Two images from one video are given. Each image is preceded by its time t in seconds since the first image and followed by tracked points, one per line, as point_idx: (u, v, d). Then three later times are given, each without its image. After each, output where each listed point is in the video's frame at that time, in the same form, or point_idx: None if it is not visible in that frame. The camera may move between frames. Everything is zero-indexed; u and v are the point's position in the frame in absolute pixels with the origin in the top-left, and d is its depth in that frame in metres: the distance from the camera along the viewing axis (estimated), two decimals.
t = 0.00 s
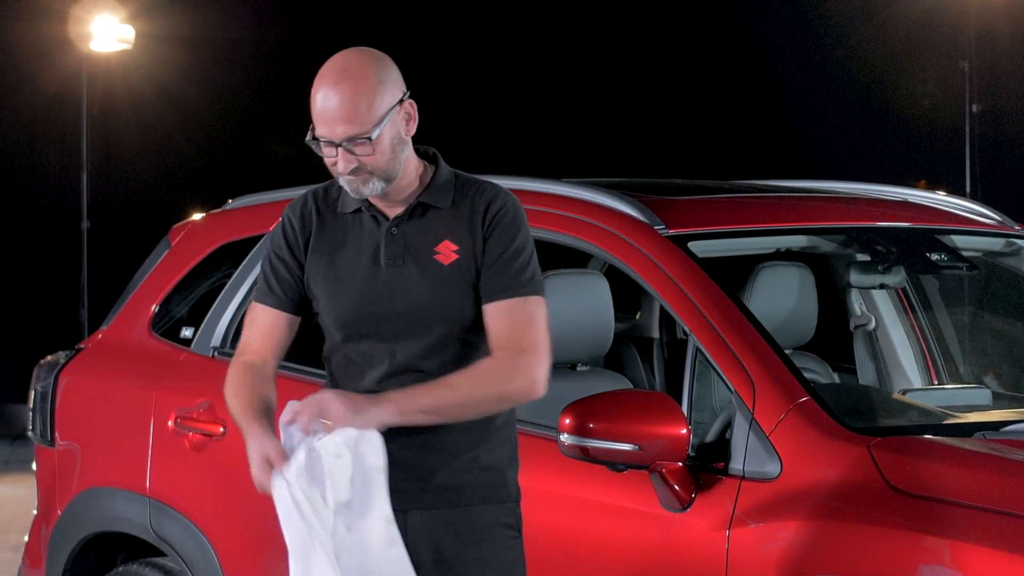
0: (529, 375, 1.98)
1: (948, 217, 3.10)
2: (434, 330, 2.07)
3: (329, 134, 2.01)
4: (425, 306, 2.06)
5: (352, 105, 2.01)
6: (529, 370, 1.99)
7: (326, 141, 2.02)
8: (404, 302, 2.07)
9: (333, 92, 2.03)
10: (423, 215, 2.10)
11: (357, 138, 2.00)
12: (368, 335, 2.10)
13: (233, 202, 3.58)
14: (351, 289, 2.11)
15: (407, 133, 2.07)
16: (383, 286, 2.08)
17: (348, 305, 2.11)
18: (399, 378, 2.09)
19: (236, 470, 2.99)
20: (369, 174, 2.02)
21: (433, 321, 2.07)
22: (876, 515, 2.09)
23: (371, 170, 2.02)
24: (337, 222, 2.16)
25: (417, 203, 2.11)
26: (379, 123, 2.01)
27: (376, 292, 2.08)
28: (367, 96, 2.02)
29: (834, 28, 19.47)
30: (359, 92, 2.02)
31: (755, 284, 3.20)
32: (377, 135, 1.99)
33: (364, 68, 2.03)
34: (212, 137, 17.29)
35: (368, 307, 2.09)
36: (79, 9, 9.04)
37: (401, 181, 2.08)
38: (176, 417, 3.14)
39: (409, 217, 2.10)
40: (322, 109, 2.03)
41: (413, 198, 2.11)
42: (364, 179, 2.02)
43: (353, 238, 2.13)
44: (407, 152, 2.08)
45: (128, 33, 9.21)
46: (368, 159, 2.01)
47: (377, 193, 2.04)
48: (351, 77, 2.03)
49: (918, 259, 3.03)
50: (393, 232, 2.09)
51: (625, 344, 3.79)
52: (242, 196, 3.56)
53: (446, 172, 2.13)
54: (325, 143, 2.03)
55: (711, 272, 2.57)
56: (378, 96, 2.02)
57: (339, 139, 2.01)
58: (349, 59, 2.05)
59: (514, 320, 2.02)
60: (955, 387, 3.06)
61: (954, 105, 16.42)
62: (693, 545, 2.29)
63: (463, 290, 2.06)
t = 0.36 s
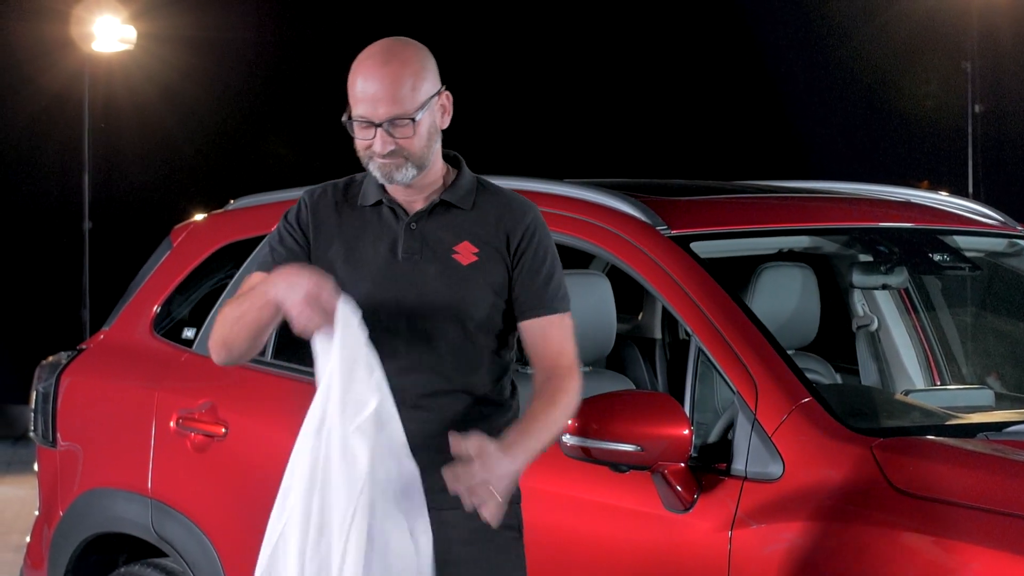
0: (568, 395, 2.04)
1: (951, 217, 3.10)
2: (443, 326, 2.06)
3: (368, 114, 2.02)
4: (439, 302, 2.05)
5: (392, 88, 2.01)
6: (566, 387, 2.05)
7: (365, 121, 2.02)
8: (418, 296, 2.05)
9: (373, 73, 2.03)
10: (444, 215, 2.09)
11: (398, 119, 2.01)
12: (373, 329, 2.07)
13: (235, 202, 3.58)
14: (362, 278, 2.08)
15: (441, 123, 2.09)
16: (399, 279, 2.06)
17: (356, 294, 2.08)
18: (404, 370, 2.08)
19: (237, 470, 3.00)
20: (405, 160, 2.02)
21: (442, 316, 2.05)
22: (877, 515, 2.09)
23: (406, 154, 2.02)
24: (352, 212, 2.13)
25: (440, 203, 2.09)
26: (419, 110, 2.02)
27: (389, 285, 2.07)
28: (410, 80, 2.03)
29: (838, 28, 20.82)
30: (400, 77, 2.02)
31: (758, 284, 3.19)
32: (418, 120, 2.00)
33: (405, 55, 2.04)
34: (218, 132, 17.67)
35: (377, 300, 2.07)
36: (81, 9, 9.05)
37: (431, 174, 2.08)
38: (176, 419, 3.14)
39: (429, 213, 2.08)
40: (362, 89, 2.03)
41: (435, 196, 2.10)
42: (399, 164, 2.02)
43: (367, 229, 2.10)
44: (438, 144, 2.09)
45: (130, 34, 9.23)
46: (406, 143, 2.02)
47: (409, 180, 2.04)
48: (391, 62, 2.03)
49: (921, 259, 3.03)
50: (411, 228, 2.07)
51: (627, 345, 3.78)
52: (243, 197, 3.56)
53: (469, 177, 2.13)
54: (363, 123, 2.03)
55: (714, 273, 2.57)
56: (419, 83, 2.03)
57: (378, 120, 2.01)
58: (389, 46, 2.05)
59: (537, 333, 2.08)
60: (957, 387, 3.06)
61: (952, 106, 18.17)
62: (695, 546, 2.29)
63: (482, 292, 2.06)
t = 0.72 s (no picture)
0: (543, 381, 1.97)
1: (955, 218, 3.10)
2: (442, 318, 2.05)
3: (397, 94, 2.04)
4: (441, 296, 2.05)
5: (422, 71, 2.04)
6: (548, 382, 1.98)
7: (392, 102, 2.04)
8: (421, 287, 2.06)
9: (403, 58, 2.06)
10: (458, 213, 2.10)
11: (425, 101, 2.03)
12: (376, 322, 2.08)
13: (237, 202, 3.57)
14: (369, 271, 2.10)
15: (469, 117, 2.10)
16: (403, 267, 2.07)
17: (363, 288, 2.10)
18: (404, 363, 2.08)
19: (240, 470, 2.99)
20: (428, 142, 2.03)
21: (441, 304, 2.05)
22: (878, 514, 2.09)
23: (429, 137, 2.03)
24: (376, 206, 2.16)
25: (455, 201, 2.10)
26: (447, 94, 2.04)
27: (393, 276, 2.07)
28: (442, 67, 2.05)
29: (842, 28, 20.86)
30: (431, 62, 2.05)
31: (760, 285, 3.19)
32: (445, 102, 2.02)
33: (437, 43, 2.07)
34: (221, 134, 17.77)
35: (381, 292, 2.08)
36: (82, 10, 9.04)
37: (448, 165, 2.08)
38: (180, 419, 3.13)
39: (446, 210, 2.10)
40: (392, 71, 2.06)
41: (454, 195, 2.11)
42: (420, 146, 2.03)
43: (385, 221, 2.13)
44: (461, 139, 2.10)
45: (132, 34, 9.24)
46: (429, 126, 2.03)
47: (428, 166, 2.04)
48: (424, 50, 2.06)
49: (923, 261, 3.02)
50: (429, 222, 2.09)
51: (630, 346, 3.78)
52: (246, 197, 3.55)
53: (490, 181, 2.13)
54: (391, 104, 2.05)
55: (717, 274, 2.56)
56: (449, 69, 2.05)
57: (405, 101, 2.03)
58: (423, 37, 2.09)
59: (529, 335, 2.02)
60: (961, 388, 3.05)
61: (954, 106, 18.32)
62: (697, 547, 2.28)
63: (486, 289, 2.05)
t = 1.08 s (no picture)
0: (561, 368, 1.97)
1: (956, 218, 3.09)
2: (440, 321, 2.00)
3: (384, 86, 2.06)
4: (440, 297, 2.00)
5: (408, 63, 2.06)
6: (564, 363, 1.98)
7: (379, 93, 2.06)
8: (418, 289, 2.00)
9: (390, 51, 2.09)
10: (449, 209, 2.05)
11: (412, 92, 2.05)
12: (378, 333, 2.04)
13: (239, 203, 3.57)
14: (363, 280, 2.05)
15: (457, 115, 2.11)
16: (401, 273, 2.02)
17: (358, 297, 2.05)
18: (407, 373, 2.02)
19: (242, 471, 2.99)
20: (413, 135, 2.04)
21: (439, 302, 1.99)
22: (882, 514, 2.09)
23: (415, 129, 2.04)
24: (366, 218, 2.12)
25: (444, 199, 2.06)
26: (434, 86, 2.05)
27: (388, 281, 2.03)
28: (429, 62, 2.07)
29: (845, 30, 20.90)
30: (420, 54, 2.07)
31: (762, 285, 3.19)
32: (431, 92, 2.04)
33: (425, 39, 2.09)
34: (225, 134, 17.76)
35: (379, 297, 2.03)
36: (84, 10, 9.04)
37: (435, 161, 2.07)
38: (181, 420, 3.13)
39: (436, 208, 2.05)
40: (380, 64, 2.08)
41: (441, 192, 2.07)
42: (406, 137, 2.04)
43: (378, 228, 2.08)
44: (450, 135, 2.11)
45: (133, 34, 9.23)
46: (415, 117, 2.04)
47: (413, 158, 2.05)
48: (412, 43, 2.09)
49: (925, 260, 3.02)
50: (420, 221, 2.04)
51: (633, 346, 3.77)
52: (247, 198, 3.55)
53: (476, 172, 2.10)
54: (378, 96, 2.07)
55: (720, 275, 2.56)
56: (438, 62, 2.07)
57: (392, 92, 2.05)
58: (412, 36, 2.12)
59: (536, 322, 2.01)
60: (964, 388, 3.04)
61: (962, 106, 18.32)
62: (701, 548, 2.28)
63: (487, 282, 2.00)
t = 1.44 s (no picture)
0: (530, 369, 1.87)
1: (958, 219, 3.09)
2: (425, 330, 2.04)
3: (345, 95, 2.08)
4: (422, 306, 2.03)
5: (366, 70, 2.08)
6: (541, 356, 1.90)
7: (341, 102, 2.08)
8: (403, 301, 2.05)
9: (349, 61, 2.10)
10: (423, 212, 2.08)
11: (374, 98, 2.06)
12: (376, 344, 2.09)
13: (241, 203, 3.57)
14: (355, 293, 2.11)
15: (423, 120, 2.12)
16: (384, 287, 2.07)
17: (353, 308, 2.11)
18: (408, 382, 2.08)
19: (245, 472, 2.99)
20: (380, 140, 2.06)
21: (422, 314, 2.03)
22: (884, 518, 2.08)
23: (382, 135, 2.06)
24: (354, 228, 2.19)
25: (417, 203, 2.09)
26: (395, 89, 2.07)
27: (374, 293, 2.08)
28: (389, 69, 2.09)
29: (846, 29, 20.94)
30: (377, 61, 2.09)
31: (763, 287, 3.18)
32: (392, 97, 2.06)
33: (384, 45, 2.11)
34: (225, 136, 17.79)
35: (369, 308, 2.09)
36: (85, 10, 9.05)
37: (404, 164, 2.10)
38: (183, 421, 3.13)
39: (413, 214, 2.09)
40: (340, 73, 2.10)
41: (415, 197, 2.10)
42: (374, 145, 2.06)
43: (364, 237, 2.14)
44: (419, 137, 2.12)
45: (135, 35, 9.23)
46: (380, 123, 2.06)
47: (382, 164, 2.07)
48: (371, 51, 2.10)
49: (928, 261, 2.99)
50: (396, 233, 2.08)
51: (635, 348, 3.76)
52: (248, 198, 3.55)
53: (455, 166, 2.13)
54: (341, 105, 2.08)
55: (721, 273, 2.56)
56: (398, 66, 2.08)
57: (354, 100, 2.07)
58: (370, 42, 2.13)
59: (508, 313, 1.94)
60: (967, 388, 3.03)
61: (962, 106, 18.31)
62: (704, 550, 2.27)
63: (461, 287, 2.01)
